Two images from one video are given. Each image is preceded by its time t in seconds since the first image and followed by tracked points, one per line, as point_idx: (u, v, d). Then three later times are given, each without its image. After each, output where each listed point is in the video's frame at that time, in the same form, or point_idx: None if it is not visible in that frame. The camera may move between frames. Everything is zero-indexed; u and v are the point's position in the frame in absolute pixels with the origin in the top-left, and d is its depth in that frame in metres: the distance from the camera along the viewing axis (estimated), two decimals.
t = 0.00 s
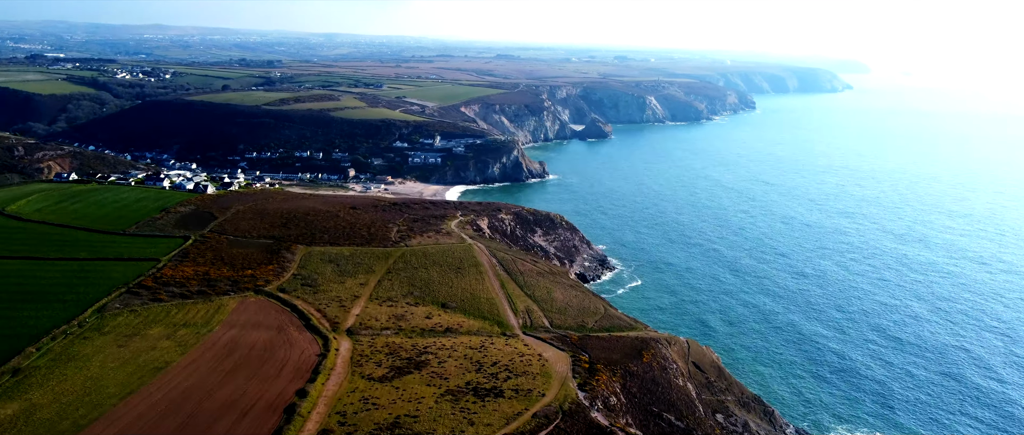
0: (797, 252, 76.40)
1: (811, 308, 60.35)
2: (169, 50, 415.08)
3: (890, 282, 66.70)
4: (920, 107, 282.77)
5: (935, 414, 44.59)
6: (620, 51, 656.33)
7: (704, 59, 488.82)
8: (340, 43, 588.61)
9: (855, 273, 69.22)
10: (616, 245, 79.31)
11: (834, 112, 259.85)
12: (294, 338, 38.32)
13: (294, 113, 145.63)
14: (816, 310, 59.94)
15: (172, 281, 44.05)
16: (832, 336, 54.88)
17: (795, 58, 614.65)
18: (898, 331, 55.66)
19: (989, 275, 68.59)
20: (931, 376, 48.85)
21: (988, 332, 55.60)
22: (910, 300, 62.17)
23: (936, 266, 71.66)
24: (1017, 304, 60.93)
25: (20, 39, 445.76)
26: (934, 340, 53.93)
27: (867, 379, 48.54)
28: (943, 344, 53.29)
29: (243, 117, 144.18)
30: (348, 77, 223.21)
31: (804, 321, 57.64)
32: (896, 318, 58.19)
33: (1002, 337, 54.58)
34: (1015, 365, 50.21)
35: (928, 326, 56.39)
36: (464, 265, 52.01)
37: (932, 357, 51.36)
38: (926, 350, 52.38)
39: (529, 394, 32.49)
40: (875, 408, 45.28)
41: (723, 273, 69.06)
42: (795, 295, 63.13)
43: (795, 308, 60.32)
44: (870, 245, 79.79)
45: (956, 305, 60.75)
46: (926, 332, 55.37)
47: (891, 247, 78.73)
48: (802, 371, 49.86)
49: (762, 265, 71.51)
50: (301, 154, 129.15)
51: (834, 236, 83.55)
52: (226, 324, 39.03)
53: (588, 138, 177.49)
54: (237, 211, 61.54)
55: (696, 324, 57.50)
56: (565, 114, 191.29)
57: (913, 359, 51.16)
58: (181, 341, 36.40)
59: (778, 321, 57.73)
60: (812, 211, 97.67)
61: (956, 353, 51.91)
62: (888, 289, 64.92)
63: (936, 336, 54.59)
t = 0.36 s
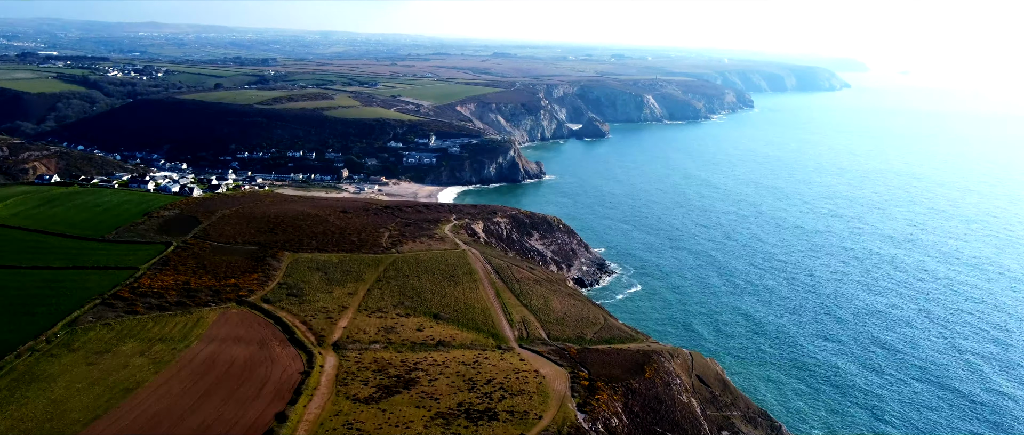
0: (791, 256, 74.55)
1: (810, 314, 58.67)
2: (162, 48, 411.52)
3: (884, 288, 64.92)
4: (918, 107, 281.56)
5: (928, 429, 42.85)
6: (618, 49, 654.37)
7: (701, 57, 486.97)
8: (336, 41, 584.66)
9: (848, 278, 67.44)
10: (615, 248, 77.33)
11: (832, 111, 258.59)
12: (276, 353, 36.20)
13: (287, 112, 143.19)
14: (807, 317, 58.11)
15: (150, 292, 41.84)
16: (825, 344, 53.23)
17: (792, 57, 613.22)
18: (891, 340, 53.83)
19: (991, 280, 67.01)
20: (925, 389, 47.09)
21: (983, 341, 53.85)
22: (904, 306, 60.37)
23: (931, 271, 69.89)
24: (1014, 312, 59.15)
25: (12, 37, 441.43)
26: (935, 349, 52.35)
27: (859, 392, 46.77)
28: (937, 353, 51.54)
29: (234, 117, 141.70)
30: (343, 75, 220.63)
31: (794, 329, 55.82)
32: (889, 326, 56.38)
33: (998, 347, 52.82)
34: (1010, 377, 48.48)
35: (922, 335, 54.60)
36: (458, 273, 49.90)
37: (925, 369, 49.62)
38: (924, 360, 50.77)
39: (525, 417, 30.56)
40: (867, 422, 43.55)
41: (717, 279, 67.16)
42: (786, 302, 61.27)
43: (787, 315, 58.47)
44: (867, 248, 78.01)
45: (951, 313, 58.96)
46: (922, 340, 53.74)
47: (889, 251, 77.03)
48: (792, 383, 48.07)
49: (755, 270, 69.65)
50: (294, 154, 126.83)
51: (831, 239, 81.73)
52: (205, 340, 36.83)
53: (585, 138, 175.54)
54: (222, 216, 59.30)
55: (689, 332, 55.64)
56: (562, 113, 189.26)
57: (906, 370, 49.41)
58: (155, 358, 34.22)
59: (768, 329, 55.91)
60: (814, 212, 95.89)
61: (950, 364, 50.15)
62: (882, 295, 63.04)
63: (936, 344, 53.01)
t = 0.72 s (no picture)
0: (786, 261, 72.57)
1: (809, 322, 56.87)
2: (158, 46, 408.31)
3: (880, 294, 62.96)
4: (918, 106, 280.10)
5: None
6: (616, 47, 652.39)
7: (700, 56, 485.35)
8: (333, 40, 581.37)
9: (843, 284, 65.45)
10: (616, 253, 75.28)
11: (832, 111, 256.85)
12: (258, 373, 34.14)
13: (280, 112, 140.88)
14: (800, 326, 56.15)
15: (128, 305, 39.62)
16: (822, 354, 51.47)
17: (790, 56, 611.90)
18: (887, 350, 51.94)
19: (994, 285, 65.21)
20: (922, 404, 45.23)
21: (983, 350, 52.06)
22: (901, 314, 58.55)
23: (929, 275, 68.04)
24: (1014, 320, 57.28)
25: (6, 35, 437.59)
26: (936, 359, 50.55)
27: (854, 406, 44.94)
28: (934, 364, 49.71)
29: (228, 117, 139.38)
30: (339, 74, 218.24)
31: (787, 338, 53.86)
32: (885, 334, 54.45)
33: (998, 357, 51.02)
34: (1010, 389, 46.72)
35: (919, 345, 52.73)
36: (454, 283, 47.80)
37: (923, 380, 47.86)
38: (924, 371, 49.01)
39: None
40: None
41: (712, 285, 65.18)
42: (779, 310, 59.27)
43: (779, 324, 56.43)
44: (864, 252, 76.09)
45: (948, 320, 57.06)
46: (921, 350, 51.96)
47: (891, 254, 75.14)
48: (785, 398, 46.19)
49: (748, 275, 67.63)
50: (288, 155, 124.59)
51: (830, 242, 79.73)
52: (183, 358, 34.69)
53: (584, 138, 173.50)
54: (209, 222, 57.08)
55: (682, 343, 53.61)
56: (560, 112, 187.20)
57: (902, 383, 47.53)
58: (129, 379, 32.10)
59: (760, 340, 53.90)
60: (817, 214, 93.94)
61: (947, 375, 48.31)
62: (878, 302, 61.06)
63: (937, 354, 51.24)
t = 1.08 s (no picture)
0: (780, 265, 70.47)
1: (805, 330, 54.96)
2: (155, 46, 405.12)
3: (875, 300, 60.99)
4: (920, 106, 278.48)
5: None
6: (615, 47, 650.41)
7: (699, 55, 482.88)
8: (331, 39, 578.38)
9: (837, 290, 63.46)
10: (618, 257, 73.19)
11: (833, 110, 255.21)
12: (239, 394, 32.10)
13: (275, 113, 138.65)
14: (792, 335, 54.14)
15: (105, 319, 37.51)
16: (816, 365, 49.63)
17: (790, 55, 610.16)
18: (884, 361, 50.00)
19: (999, 292, 63.20)
20: (918, 421, 43.38)
21: (983, 361, 50.15)
22: (899, 321, 56.69)
23: (928, 280, 66.12)
24: (1012, 327, 55.45)
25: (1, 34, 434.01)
26: (934, 371, 48.70)
27: (849, 421, 43.11)
28: (930, 377, 47.81)
29: (222, 117, 137.13)
30: (336, 74, 215.87)
31: (781, 348, 51.99)
32: (879, 344, 52.52)
33: (998, 369, 49.14)
34: (1011, 405, 44.81)
35: (914, 356, 50.83)
36: (448, 294, 45.69)
37: (921, 394, 45.97)
38: (922, 384, 47.17)
39: None
40: None
41: (709, 290, 63.28)
42: (771, 318, 57.22)
43: (771, 333, 54.41)
44: (868, 255, 74.13)
45: (945, 329, 55.15)
46: (919, 361, 50.11)
47: (894, 258, 73.17)
48: (777, 413, 44.20)
49: (741, 281, 65.51)
50: (283, 156, 122.38)
51: (831, 245, 77.67)
52: (160, 378, 32.60)
53: (583, 138, 171.38)
54: (196, 228, 54.90)
55: (673, 354, 51.49)
56: (560, 112, 185.06)
57: (898, 397, 45.64)
58: (101, 403, 30.02)
59: (753, 349, 52.05)
60: (823, 216, 92.04)
61: (945, 389, 46.44)
62: (872, 309, 59.06)
63: (936, 366, 49.31)
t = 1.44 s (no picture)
0: (778, 270, 68.44)
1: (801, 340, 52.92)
2: (152, 46, 402.36)
3: (868, 307, 58.96)
4: (922, 106, 276.61)
5: None
6: (614, 46, 648.29)
7: (699, 54, 480.41)
8: (329, 39, 575.75)
9: (830, 296, 61.31)
10: (620, 262, 71.07)
11: (835, 110, 253.36)
12: (218, 419, 29.99)
13: (271, 113, 136.44)
14: (784, 345, 52.03)
15: (80, 336, 35.38)
16: (812, 377, 47.60)
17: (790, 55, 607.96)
18: (881, 373, 48.02)
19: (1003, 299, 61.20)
20: None
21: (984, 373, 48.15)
22: (896, 330, 54.70)
23: (928, 286, 64.14)
24: (1011, 336, 53.55)
25: None
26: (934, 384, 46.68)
27: None
28: (929, 391, 45.83)
29: (216, 118, 134.94)
30: (333, 73, 213.65)
31: (775, 359, 50.01)
32: (877, 355, 50.49)
33: (999, 381, 47.15)
34: (1014, 421, 42.81)
35: (910, 367, 48.90)
36: (444, 306, 43.58)
37: (920, 409, 43.98)
38: (921, 398, 45.16)
39: None
40: None
41: (707, 297, 61.21)
42: (762, 327, 55.03)
43: (761, 344, 52.22)
44: (873, 260, 72.12)
45: (942, 338, 53.16)
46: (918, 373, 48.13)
47: (897, 263, 71.17)
48: (770, 430, 42.14)
49: (733, 288, 63.40)
50: (278, 158, 120.18)
51: (830, 250, 75.60)
52: (134, 401, 30.48)
53: (584, 138, 169.26)
54: (182, 236, 52.77)
55: (663, 366, 49.22)
56: (559, 113, 182.88)
57: (893, 413, 43.56)
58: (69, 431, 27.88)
59: (747, 360, 50.01)
60: (829, 220, 90.03)
61: (942, 403, 44.44)
62: (866, 317, 57.10)
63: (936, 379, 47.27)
